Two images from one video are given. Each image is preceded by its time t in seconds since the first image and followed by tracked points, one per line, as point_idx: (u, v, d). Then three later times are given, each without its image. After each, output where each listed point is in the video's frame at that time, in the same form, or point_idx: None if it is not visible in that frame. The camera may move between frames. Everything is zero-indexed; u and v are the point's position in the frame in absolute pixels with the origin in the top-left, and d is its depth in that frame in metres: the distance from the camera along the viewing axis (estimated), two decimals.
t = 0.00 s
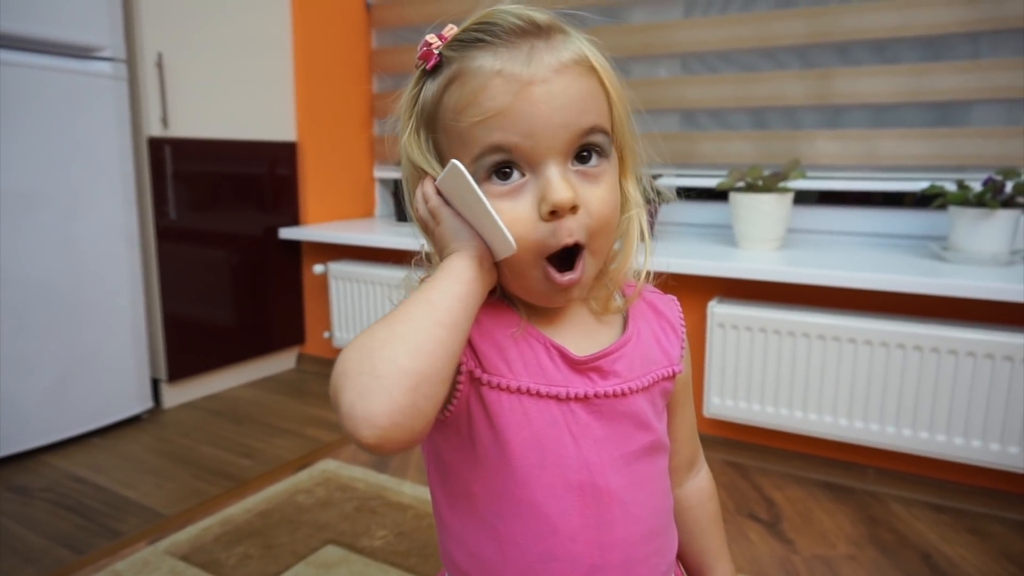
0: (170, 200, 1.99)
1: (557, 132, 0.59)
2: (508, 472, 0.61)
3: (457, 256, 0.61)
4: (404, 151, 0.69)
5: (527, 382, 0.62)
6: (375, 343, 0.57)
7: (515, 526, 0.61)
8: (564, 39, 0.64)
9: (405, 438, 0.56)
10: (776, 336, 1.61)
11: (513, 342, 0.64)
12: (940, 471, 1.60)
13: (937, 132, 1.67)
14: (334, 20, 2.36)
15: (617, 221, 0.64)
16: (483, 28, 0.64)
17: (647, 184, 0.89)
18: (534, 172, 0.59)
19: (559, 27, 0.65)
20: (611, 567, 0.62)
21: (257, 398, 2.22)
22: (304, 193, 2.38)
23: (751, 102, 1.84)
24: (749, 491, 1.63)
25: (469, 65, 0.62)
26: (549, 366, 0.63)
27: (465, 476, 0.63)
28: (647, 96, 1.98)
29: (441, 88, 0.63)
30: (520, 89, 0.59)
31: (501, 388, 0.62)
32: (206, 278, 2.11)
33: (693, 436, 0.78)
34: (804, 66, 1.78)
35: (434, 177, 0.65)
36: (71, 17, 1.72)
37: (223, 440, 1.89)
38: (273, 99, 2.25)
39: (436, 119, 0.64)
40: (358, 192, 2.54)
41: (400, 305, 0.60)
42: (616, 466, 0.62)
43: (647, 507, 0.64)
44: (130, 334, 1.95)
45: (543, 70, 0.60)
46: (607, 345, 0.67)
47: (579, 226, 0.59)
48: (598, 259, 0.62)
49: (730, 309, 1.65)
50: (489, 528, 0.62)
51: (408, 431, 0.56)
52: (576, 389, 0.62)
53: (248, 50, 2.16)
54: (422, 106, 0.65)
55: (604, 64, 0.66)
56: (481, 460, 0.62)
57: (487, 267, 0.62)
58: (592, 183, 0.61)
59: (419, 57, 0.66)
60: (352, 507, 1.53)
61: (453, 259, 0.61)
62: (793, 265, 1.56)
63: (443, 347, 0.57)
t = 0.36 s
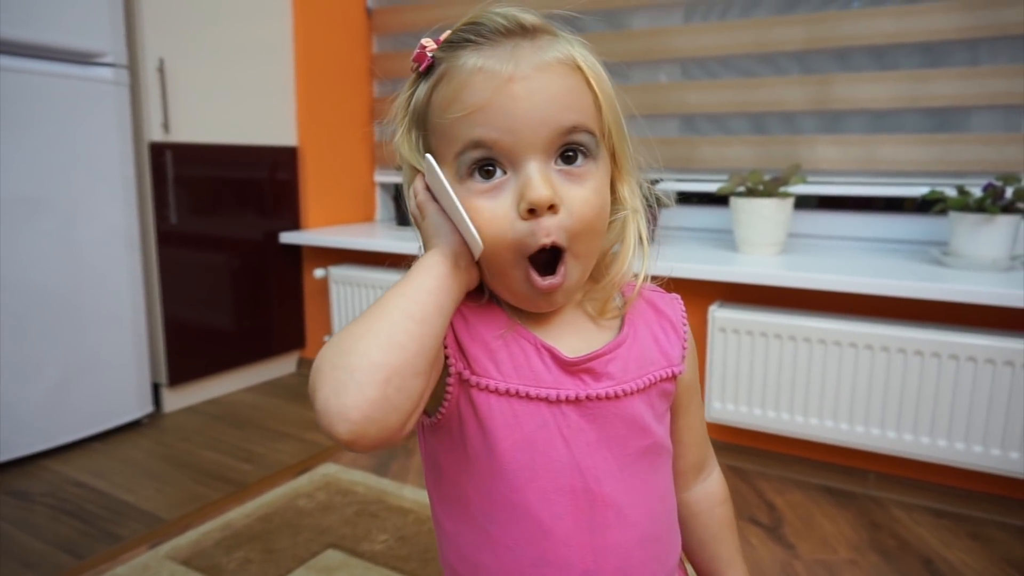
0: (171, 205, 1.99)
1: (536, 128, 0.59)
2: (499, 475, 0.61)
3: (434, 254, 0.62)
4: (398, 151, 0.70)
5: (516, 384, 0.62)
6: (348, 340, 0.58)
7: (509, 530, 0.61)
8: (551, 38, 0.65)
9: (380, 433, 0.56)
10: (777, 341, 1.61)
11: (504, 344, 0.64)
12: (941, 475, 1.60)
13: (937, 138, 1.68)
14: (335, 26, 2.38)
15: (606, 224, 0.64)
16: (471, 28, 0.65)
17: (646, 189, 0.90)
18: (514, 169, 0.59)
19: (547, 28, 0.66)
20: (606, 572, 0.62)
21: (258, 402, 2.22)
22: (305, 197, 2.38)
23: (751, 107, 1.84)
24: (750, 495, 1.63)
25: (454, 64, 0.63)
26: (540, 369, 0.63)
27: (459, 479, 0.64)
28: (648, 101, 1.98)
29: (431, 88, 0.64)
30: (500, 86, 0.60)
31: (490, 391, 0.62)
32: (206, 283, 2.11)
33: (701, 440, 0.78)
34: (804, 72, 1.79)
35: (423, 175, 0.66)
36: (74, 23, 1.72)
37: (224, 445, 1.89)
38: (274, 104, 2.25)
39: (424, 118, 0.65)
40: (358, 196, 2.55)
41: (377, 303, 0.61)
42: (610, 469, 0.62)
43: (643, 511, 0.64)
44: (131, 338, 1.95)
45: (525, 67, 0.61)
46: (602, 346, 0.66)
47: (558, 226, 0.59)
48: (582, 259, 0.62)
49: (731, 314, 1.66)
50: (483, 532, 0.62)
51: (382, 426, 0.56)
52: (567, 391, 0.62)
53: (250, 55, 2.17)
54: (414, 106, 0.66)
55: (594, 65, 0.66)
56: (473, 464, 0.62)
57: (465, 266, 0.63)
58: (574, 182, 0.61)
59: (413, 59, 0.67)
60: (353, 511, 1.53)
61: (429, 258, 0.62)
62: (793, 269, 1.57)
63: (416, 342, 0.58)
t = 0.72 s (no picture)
0: (175, 202, 2.00)
1: (538, 115, 0.59)
2: (501, 468, 0.61)
3: (438, 244, 0.63)
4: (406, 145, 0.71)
5: (519, 377, 0.62)
6: (347, 329, 0.58)
7: (511, 525, 0.61)
8: (554, 28, 0.65)
9: (378, 421, 0.56)
10: (781, 338, 1.61)
11: (508, 336, 0.64)
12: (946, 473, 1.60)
13: (942, 135, 1.67)
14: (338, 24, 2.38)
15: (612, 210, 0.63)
16: (475, 20, 0.65)
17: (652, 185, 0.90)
18: (517, 156, 0.59)
19: (551, 18, 0.66)
20: (609, 568, 0.62)
21: (262, 399, 2.22)
22: (309, 194, 2.39)
23: (756, 104, 1.84)
24: (755, 492, 1.63)
25: (458, 56, 0.63)
26: (543, 361, 0.63)
27: (462, 472, 0.64)
28: (652, 99, 1.98)
29: (436, 81, 0.65)
30: (501, 74, 0.60)
31: (493, 384, 0.62)
32: (211, 280, 2.12)
33: (710, 439, 0.78)
34: (809, 69, 1.78)
35: (430, 166, 0.66)
36: (77, 20, 1.72)
37: (228, 441, 1.90)
38: (278, 101, 2.26)
39: (431, 110, 0.66)
40: (361, 193, 2.55)
41: (377, 292, 0.61)
42: (613, 465, 0.62)
43: (648, 507, 0.64)
44: (136, 335, 1.95)
45: (527, 55, 0.61)
46: (605, 339, 0.66)
47: (562, 211, 0.58)
48: (587, 244, 0.61)
49: (735, 311, 1.65)
50: (486, 526, 0.63)
51: (380, 413, 0.56)
52: (569, 384, 0.62)
53: (255, 53, 2.17)
54: (420, 100, 0.67)
55: (598, 55, 0.66)
56: (476, 457, 0.62)
57: (466, 256, 0.63)
58: (578, 169, 0.61)
59: (421, 56, 0.67)
60: (357, 508, 1.53)
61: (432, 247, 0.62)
62: (797, 266, 1.57)
63: (415, 329, 0.58)
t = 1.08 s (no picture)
0: (176, 202, 2.00)
1: (540, 113, 0.59)
2: (496, 463, 0.61)
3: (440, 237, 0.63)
4: (413, 141, 0.71)
5: (516, 373, 0.62)
6: (349, 314, 0.58)
7: (505, 520, 0.61)
8: (561, 28, 0.64)
9: (380, 403, 0.56)
10: (782, 337, 1.61)
11: (505, 332, 0.64)
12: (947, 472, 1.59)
13: (943, 134, 1.67)
14: (338, 22, 2.38)
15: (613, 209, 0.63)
16: (483, 19, 0.65)
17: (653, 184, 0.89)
18: (518, 153, 0.59)
19: (559, 19, 0.65)
20: (601, 565, 0.62)
21: (263, 399, 2.22)
22: (309, 194, 2.39)
23: (757, 104, 1.84)
24: (755, 492, 1.62)
25: (465, 54, 0.63)
26: (540, 357, 0.63)
27: (457, 467, 0.64)
28: (652, 99, 1.98)
29: (444, 80, 0.65)
30: (506, 72, 0.60)
31: (490, 379, 0.62)
32: (212, 280, 2.12)
33: (707, 441, 0.78)
34: (810, 69, 1.78)
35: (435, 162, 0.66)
36: (78, 20, 1.72)
37: (229, 441, 1.90)
38: (279, 101, 2.26)
39: (437, 107, 0.66)
40: (362, 193, 2.55)
41: (379, 280, 0.61)
42: (608, 462, 0.62)
43: (642, 506, 0.64)
44: (137, 335, 1.95)
45: (532, 54, 0.61)
46: (603, 337, 0.66)
47: (560, 207, 0.58)
48: (586, 243, 0.61)
49: (736, 310, 1.65)
50: (479, 520, 0.63)
51: (382, 395, 0.56)
52: (567, 380, 0.62)
53: (256, 53, 2.17)
54: (429, 97, 0.67)
55: (604, 56, 0.66)
56: (471, 451, 0.62)
57: (468, 250, 0.63)
58: (578, 168, 0.60)
59: (431, 54, 0.66)
60: (358, 508, 1.53)
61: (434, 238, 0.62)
62: (798, 266, 1.56)
63: (417, 314, 0.58)
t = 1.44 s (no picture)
0: (175, 202, 2.00)
1: (534, 118, 0.59)
2: (494, 460, 0.61)
3: (438, 239, 0.63)
4: (410, 143, 0.71)
5: (514, 371, 0.62)
6: (348, 312, 0.58)
7: (501, 516, 0.61)
8: (555, 32, 0.64)
9: (378, 399, 0.56)
10: (781, 338, 1.61)
11: (502, 332, 0.64)
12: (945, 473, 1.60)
13: (941, 135, 1.67)
14: (337, 22, 2.38)
15: (606, 213, 0.63)
16: (478, 22, 0.65)
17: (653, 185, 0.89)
18: (513, 159, 0.59)
19: (553, 22, 0.65)
20: (595, 560, 0.62)
21: (262, 400, 2.22)
22: (308, 194, 2.39)
23: (756, 105, 1.84)
24: (754, 492, 1.62)
25: (460, 58, 0.64)
26: (537, 356, 0.63)
27: (454, 464, 0.64)
28: (651, 99, 1.98)
29: (440, 82, 0.65)
30: (500, 77, 0.60)
31: (489, 376, 0.62)
32: (210, 280, 2.12)
33: (698, 441, 0.78)
34: (809, 69, 1.78)
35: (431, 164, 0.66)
36: (77, 19, 1.72)
37: (228, 441, 1.90)
38: (278, 101, 2.25)
39: (433, 110, 0.66)
40: (361, 193, 2.55)
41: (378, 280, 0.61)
42: (603, 459, 0.62)
43: (637, 502, 0.64)
44: (136, 336, 1.95)
45: (526, 59, 0.61)
46: (597, 337, 0.66)
47: (553, 213, 0.58)
48: (579, 247, 0.61)
49: (735, 310, 1.65)
50: (476, 516, 0.63)
51: (379, 392, 0.56)
52: (562, 379, 0.62)
53: (255, 53, 2.17)
54: (426, 98, 0.67)
55: (598, 59, 0.66)
56: (469, 448, 0.62)
57: (466, 251, 0.63)
58: (572, 173, 0.60)
59: (427, 55, 0.66)
60: (357, 508, 1.53)
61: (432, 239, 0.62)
62: (797, 266, 1.57)
63: (415, 313, 0.58)
